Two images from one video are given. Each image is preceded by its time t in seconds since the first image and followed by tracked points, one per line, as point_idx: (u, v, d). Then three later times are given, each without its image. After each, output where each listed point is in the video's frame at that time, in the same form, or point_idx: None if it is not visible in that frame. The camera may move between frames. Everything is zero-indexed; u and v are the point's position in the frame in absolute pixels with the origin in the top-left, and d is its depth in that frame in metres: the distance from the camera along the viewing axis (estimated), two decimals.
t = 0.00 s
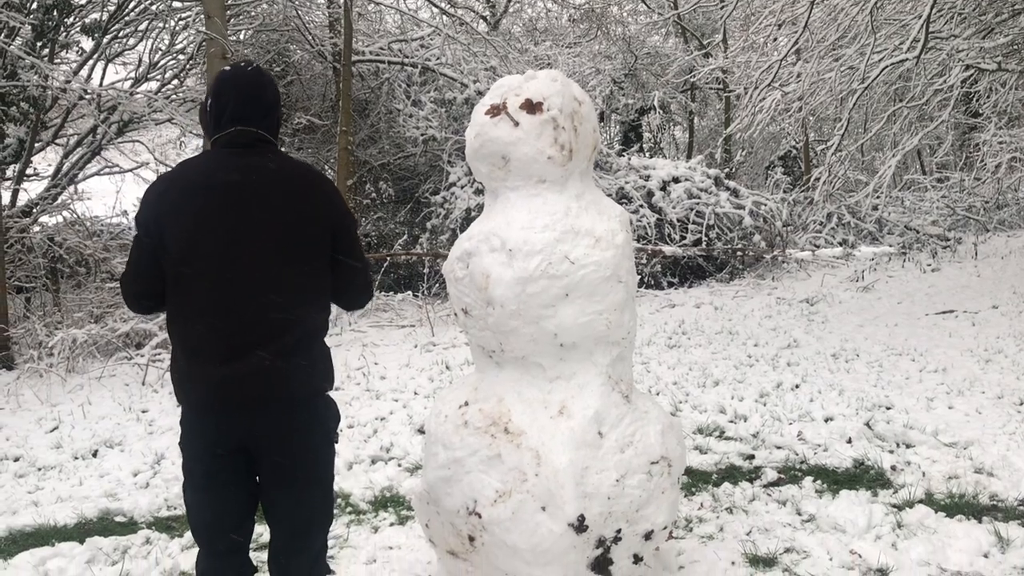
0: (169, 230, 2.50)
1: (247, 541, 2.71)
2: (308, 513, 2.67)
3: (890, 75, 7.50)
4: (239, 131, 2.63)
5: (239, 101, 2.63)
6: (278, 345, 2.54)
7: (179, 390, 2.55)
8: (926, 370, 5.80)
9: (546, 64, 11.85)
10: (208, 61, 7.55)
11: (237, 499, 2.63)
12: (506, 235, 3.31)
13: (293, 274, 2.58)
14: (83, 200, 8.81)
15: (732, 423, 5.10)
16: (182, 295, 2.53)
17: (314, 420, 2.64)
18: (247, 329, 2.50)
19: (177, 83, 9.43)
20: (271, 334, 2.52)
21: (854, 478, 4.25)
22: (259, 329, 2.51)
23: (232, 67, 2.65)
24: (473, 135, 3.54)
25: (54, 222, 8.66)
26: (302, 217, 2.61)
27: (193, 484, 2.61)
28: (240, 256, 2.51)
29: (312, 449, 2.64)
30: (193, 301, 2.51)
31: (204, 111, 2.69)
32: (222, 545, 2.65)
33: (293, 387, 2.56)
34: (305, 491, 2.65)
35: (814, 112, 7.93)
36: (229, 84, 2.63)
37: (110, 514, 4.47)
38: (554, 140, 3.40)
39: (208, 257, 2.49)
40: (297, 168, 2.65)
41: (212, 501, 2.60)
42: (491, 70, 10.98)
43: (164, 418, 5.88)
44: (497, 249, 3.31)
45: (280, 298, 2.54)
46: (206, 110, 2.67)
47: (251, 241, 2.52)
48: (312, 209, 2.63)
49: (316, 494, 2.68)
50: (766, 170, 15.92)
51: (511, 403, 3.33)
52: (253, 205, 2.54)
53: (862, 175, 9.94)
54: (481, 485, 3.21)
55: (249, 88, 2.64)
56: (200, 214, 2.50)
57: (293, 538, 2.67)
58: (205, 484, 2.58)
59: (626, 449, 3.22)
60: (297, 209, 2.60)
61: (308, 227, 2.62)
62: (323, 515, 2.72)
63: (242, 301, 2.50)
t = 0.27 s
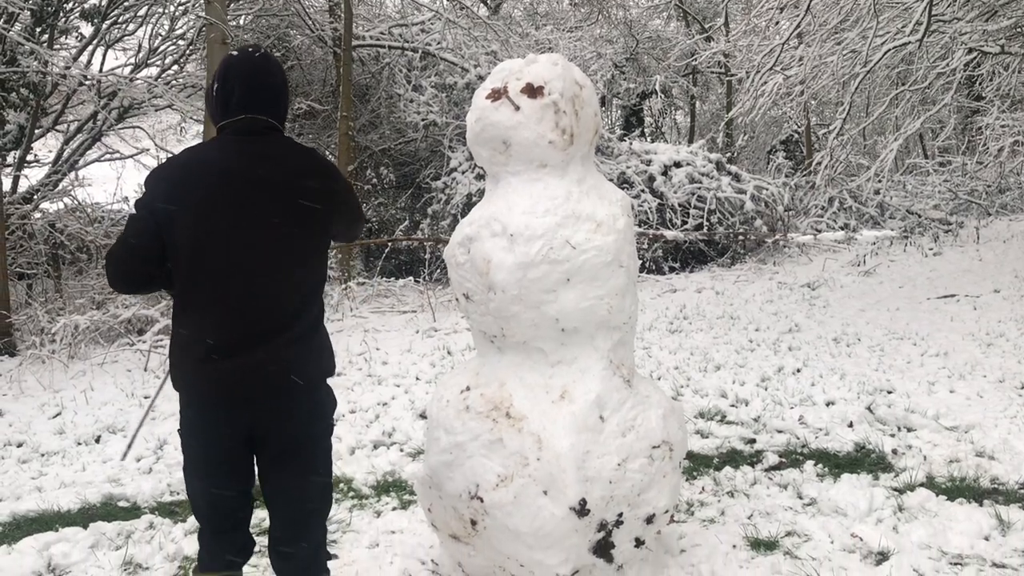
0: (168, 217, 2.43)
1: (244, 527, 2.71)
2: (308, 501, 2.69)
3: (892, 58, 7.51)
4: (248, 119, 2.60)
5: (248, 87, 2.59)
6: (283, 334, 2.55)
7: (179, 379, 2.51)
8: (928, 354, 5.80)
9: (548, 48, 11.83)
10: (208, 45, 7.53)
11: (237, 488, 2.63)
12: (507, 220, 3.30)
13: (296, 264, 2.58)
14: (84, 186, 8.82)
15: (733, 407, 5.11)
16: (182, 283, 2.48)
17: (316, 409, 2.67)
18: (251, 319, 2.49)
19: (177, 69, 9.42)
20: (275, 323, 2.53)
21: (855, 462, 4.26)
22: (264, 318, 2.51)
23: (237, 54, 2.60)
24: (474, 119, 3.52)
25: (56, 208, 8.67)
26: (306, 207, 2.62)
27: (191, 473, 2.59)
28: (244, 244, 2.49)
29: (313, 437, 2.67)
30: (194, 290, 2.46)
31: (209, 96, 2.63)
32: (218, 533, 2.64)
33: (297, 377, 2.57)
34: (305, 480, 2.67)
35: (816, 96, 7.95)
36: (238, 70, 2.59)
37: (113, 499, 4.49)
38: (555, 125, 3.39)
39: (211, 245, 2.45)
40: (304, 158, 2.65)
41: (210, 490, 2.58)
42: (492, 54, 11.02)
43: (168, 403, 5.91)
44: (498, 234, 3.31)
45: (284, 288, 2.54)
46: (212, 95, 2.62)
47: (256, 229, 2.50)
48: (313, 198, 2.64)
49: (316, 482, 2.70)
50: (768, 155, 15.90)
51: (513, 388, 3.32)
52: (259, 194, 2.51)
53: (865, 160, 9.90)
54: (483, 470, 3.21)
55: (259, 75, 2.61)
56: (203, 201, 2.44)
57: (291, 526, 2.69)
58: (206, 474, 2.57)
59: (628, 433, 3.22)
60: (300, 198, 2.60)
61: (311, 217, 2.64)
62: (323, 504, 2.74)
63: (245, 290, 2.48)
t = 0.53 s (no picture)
0: (157, 207, 2.31)
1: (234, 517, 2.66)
2: (301, 488, 2.68)
3: (897, 43, 7.49)
4: (238, 108, 2.51)
5: (239, 77, 2.50)
6: (276, 324, 2.53)
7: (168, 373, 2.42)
8: (932, 339, 5.80)
9: (551, 34, 11.79)
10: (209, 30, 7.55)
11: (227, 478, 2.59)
12: (511, 206, 3.29)
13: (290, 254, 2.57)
14: (88, 174, 8.84)
15: (737, 393, 5.12)
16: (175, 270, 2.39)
17: (307, 394, 2.66)
18: (249, 307, 2.45)
19: (180, 56, 9.41)
20: (270, 312, 2.51)
21: (859, 447, 4.26)
22: (260, 307, 2.48)
23: (224, 41, 2.50)
24: (478, 105, 3.51)
25: (60, 196, 8.69)
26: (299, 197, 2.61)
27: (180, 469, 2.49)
28: (236, 233, 2.42)
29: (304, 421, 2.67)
30: (188, 277, 2.38)
31: (193, 84, 2.51)
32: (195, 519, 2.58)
33: (291, 365, 2.57)
34: (298, 467, 2.66)
35: (820, 81, 7.96)
36: (229, 59, 2.50)
37: (119, 486, 4.51)
38: (559, 111, 3.37)
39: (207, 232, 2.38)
40: (295, 149, 2.62)
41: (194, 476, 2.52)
42: (494, 41, 11.09)
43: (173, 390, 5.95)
44: (503, 220, 3.30)
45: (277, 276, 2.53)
46: (197, 83, 2.50)
47: (247, 217, 2.45)
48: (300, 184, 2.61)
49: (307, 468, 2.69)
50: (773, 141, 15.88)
51: (517, 374, 3.31)
52: (255, 182, 2.47)
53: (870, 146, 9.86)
54: (487, 456, 3.19)
55: (250, 65, 2.52)
56: (200, 187, 2.36)
57: (279, 510, 2.67)
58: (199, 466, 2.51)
59: (632, 419, 3.21)
60: (287, 185, 2.56)
61: (302, 207, 2.63)
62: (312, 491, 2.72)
63: (241, 278, 2.43)
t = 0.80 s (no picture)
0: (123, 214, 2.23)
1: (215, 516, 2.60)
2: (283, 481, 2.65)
3: (910, 31, 7.47)
4: (199, 115, 2.43)
5: (197, 84, 2.41)
6: (247, 323, 2.48)
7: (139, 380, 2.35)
8: (945, 329, 5.79)
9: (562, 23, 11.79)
10: (221, 19, 7.68)
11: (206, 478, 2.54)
12: (523, 195, 3.28)
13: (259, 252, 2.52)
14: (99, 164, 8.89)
15: (749, 383, 5.12)
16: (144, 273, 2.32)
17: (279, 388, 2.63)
18: (220, 309, 2.40)
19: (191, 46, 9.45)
20: (243, 312, 2.46)
21: (872, 437, 4.26)
22: (232, 309, 2.43)
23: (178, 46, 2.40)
24: (490, 94, 3.51)
25: (72, 186, 8.74)
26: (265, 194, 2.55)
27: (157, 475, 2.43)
28: (203, 234, 2.35)
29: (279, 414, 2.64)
30: (157, 279, 2.31)
31: (148, 92, 2.40)
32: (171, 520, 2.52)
33: (263, 365, 2.54)
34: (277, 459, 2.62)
35: (833, 70, 7.97)
36: (185, 64, 2.40)
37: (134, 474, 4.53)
38: (572, 99, 3.36)
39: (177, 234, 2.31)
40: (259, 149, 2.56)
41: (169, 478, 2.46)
42: (506, 29, 10.97)
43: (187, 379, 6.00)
44: (515, 209, 3.29)
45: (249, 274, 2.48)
46: (152, 91, 2.38)
47: (214, 218, 2.37)
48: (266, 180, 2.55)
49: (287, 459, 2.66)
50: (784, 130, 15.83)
51: (530, 363, 3.30)
52: (223, 183, 2.40)
53: (882, 135, 9.81)
54: (500, 444, 3.18)
55: (208, 68, 2.44)
56: (167, 190, 2.27)
57: (261, 506, 2.64)
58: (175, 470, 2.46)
59: (645, 408, 3.20)
60: (252, 182, 2.49)
61: (270, 205, 2.58)
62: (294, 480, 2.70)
63: (211, 280, 2.37)
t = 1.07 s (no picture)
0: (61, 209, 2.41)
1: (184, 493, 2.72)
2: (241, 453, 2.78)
3: (927, 23, 7.43)
4: (136, 112, 2.60)
5: (133, 84, 2.60)
6: (190, 307, 2.63)
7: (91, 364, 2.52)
8: (962, 323, 5.77)
9: (575, 15, 11.81)
10: (236, 13, 7.74)
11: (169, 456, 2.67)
12: (539, 188, 3.28)
13: (204, 237, 2.68)
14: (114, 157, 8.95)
15: (764, 376, 5.13)
16: (93, 263, 2.48)
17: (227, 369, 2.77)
18: (166, 293, 2.56)
19: (205, 40, 9.48)
20: (186, 297, 2.62)
21: (887, 431, 4.26)
22: (178, 295, 2.59)
23: (110, 49, 2.58)
24: (506, 87, 3.50)
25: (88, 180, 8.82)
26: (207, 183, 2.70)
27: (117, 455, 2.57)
28: (143, 224, 2.51)
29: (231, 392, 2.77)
30: (103, 271, 2.48)
31: (87, 93, 2.57)
32: (146, 497, 2.64)
33: (210, 345, 2.69)
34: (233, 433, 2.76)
35: (848, 63, 7.98)
36: (119, 65, 2.57)
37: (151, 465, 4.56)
38: (588, 92, 3.35)
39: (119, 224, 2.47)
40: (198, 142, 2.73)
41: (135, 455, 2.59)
42: (520, 22, 10.93)
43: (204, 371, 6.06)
44: (531, 202, 3.28)
45: (194, 257, 2.64)
46: (92, 91, 2.56)
47: (152, 208, 2.53)
48: (206, 173, 2.71)
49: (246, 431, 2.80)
50: (798, 123, 15.79)
51: (545, 356, 3.30)
52: (161, 176, 2.56)
53: (896, 128, 9.76)
54: (516, 437, 3.17)
55: (140, 69, 2.61)
56: (107, 186, 2.44)
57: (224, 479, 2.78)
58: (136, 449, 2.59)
59: (660, 401, 3.20)
60: (192, 176, 2.65)
61: (214, 196, 2.73)
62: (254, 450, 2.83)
63: (155, 265, 2.54)
